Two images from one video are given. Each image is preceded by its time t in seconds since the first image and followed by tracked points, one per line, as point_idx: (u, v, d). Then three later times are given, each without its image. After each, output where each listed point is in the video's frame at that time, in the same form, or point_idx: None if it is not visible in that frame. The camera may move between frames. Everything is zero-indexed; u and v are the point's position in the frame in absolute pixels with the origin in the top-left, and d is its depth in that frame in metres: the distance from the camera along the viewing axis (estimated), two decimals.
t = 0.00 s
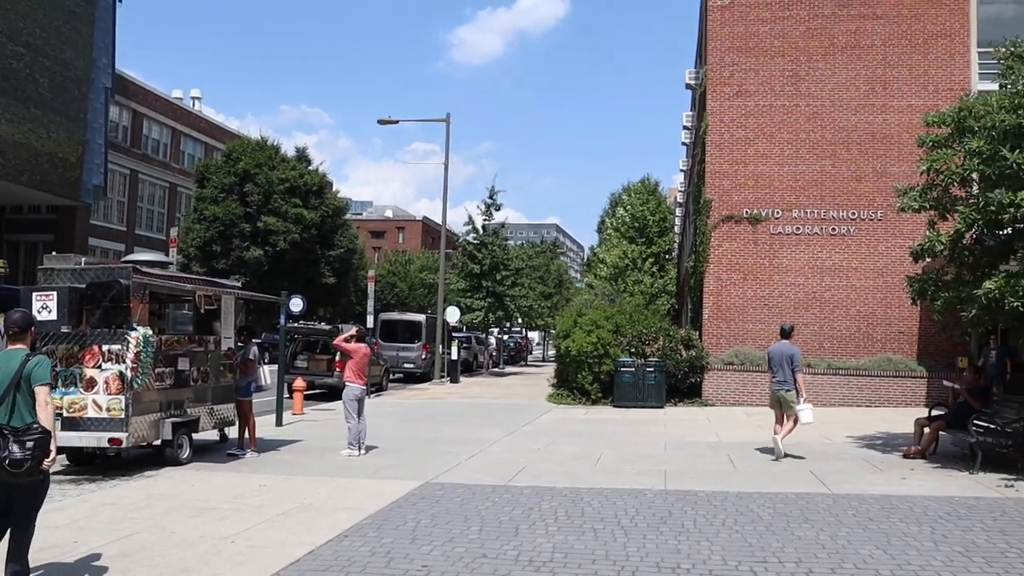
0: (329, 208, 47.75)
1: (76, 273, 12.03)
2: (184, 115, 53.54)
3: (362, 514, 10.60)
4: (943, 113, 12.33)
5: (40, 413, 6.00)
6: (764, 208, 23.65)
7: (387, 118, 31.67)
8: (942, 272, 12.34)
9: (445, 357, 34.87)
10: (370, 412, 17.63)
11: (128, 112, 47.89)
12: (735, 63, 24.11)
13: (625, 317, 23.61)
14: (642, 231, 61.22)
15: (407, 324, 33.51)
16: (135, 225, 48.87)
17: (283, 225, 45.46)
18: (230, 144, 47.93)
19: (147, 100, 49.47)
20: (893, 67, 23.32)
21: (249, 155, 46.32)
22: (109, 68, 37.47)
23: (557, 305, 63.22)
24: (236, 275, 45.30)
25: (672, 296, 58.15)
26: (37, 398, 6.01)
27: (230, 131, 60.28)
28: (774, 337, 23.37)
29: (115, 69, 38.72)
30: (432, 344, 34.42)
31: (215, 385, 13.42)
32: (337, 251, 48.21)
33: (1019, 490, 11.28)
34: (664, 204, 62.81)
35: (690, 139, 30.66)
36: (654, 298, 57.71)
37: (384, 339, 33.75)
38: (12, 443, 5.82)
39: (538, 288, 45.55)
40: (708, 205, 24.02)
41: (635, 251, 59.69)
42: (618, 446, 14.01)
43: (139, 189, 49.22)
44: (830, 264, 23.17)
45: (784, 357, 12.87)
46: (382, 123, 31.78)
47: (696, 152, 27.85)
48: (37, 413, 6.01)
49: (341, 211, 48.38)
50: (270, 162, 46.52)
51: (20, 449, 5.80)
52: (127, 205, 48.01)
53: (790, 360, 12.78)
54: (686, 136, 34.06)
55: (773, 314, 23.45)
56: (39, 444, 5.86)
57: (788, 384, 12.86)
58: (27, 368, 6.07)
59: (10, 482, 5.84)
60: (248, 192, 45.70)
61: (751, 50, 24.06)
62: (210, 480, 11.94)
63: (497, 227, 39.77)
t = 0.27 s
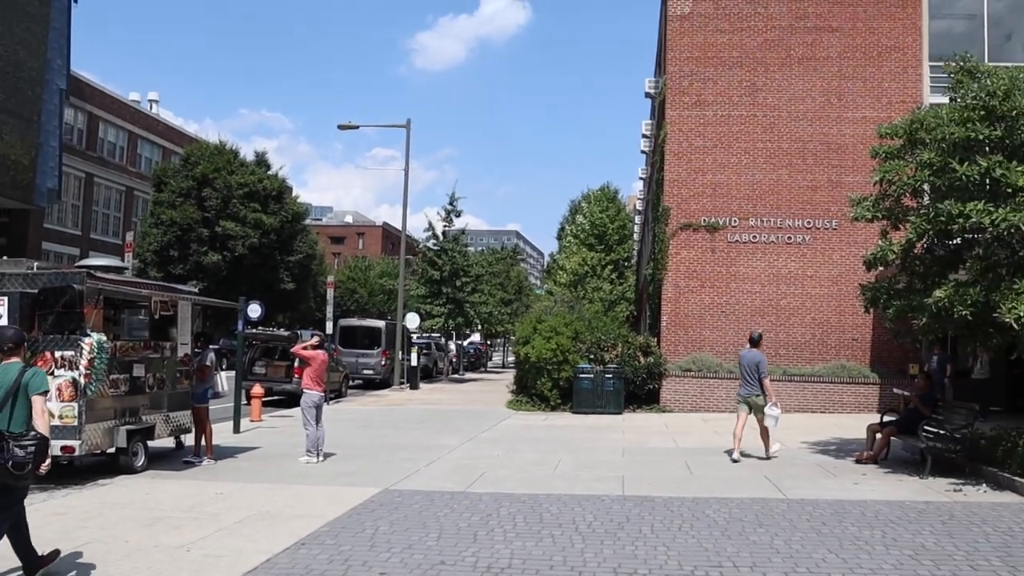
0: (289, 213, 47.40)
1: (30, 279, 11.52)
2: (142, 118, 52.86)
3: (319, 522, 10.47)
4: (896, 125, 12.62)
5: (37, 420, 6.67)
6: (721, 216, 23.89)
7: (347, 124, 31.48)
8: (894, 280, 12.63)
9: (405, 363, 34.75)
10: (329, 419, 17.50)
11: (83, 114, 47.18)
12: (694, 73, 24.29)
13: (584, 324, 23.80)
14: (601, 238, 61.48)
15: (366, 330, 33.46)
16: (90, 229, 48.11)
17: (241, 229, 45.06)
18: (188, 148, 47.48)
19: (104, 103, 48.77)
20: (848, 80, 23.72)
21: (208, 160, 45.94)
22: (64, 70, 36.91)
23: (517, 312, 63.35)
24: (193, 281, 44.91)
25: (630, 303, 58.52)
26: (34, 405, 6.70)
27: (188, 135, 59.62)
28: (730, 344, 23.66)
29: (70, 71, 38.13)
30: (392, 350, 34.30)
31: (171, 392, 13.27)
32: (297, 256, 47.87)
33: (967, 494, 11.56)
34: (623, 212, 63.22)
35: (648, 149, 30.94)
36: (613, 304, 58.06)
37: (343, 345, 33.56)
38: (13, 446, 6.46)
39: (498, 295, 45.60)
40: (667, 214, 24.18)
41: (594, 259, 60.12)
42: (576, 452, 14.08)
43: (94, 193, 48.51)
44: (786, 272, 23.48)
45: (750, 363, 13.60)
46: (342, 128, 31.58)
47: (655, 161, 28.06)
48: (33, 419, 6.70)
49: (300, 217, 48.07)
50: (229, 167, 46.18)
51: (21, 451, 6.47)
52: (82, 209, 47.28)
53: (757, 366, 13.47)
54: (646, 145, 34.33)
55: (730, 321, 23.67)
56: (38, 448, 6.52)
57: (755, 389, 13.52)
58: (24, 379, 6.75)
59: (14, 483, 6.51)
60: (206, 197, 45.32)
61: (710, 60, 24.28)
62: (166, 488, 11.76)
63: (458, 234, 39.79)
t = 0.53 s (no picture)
0: (248, 217, 47.01)
1: None
2: (98, 120, 52.13)
3: (276, 529, 10.30)
4: (851, 135, 12.84)
5: (29, 416, 6.90)
6: (680, 223, 24.05)
7: (306, 128, 31.25)
8: (848, 288, 12.94)
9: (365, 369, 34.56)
10: (287, 425, 17.36)
11: (37, 116, 46.42)
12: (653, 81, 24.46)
13: (545, 330, 23.79)
14: (561, 245, 61.97)
15: (326, 336, 33.32)
16: (43, 233, 47.27)
17: (199, 234, 44.64)
18: (144, 152, 46.93)
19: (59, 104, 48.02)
20: (804, 90, 24.10)
21: (165, 163, 45.49)
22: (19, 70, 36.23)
23: (478, 318, 63.43)
24: (151, 285, 44.34)
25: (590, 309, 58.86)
26: (25, 402, 6.91)
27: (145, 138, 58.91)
28: (688, 350, 23.73)
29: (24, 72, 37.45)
30: (351, 356, 34.10)
31: (126, 399, 13.05)
32: (256, 261, 47.46)
33: (919, 498, 11.79)
34: (584, 219, 63.69)
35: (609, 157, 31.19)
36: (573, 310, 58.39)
37: (303, 350, 33.34)
38: (9, 445, 6.75)
39: (458, 301, 45.56)
40: (626, 221, 24.27)
41: (554, 265, 60.43)
42: (536, 458, 14.13)
43: (48, 196, 47.72)
44: (743, 279, 23.73)
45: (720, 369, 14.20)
46: (302, 132, 31.35)
47: (614, 169, 28.23)
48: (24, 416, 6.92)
49: (259, 222, 47.58)
50: (187, 170, 45.77)
51: (18, 449, 6.76)
52: (35, 212, 46.47)
53: (727, 370, 14.02)
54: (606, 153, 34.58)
55: (688, 328, 23.78)
56: (33, 445, 6.84)
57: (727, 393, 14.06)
58: (14, 376, 6.94)
59: (11, 478, 6.78)
60: (163, 201, 44.89)
61: (669, 69, 24.46)
62: (120, 496, 11.54)
63: (418, 239, 39.76)
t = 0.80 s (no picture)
0: (207, 221, 46.55)
1: None
2: (54, 122, 51.34)
3: (233, 537, 10.12)
4: (807, 143, 13.05)
5: (17, 430, 7.43)
6: (641, 230, 24.19)
7: (267, 133, 30.99)
8: (805, 294, 13.14)
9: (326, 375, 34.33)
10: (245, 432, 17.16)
11: None
12: (614, 88, 24.58)
13: (505, 336, 23.87)
14: (522, 251, 62.10)
15: (286, 342, 33.09)
16: None
17: (157, 238, 44.21)
18: (101, 155, 46.31)
19: (14, 106, 47.22)
20: (763, 99, 24.40)
21: (123, 166, 44.98)
22: None
23: (440, 323, 63.26)
24: (107, 290, 43.64)
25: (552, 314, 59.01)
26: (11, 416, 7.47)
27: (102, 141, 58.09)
28: (648, 356, 23.87)
29: None
30: (311, 362, 33.94)
31: (81, 405, 12.74)
32: (215, 266, 46.98)
33: (875, 501, 11.96)
34: (545, 225, 63.89)
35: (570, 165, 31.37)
36: (535, 316, 58.48)
37: (262, 357, 33.04)
38: None
39: (419, 307, 45.41)
40: (588, 227, 24.36)
41: (515, 271, 60.61)
42: (497, 464, 14.14)
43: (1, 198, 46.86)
44: (703, 286, 23.92)
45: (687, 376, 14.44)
46: (262, 137, 31.08)
47: (575, 175, 28.31)
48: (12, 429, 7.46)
49: (219, 226, 47.34)
50: (145, 173, 45.33)
51: (9, 461, 7.18)
52: None
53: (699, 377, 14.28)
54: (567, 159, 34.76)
55: (648, 334, 23.90)
56: (23, 455, 7.29)
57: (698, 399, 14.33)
58: None
59: (4, 489, 7.22)
60: (121, 204, 44.33)
61: (630, 76, 24.62)
62: (73, 505, 11.30)
63: (379, 245, 39.64)
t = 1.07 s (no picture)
0: (168, 226, 46.10)
1: None
2: (10, 125, 50.53)
3: (192, 545, 9.96)
4: (769, 150, 13.20)
5: (6, 429, 7.77)
6: (604, 236, 24.29)
7: (229, 137, 30.69)
8: (766, 300, 13.28)
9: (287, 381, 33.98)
10: (204, 439, 16.95)
11: None
12: (578, 95, 24.68)
13: (470, 342, 23.79)
14: (486, 257, 62.17)
15: (247, 348, 32.83)
16: None
17: (117, 243, 43.65)
18: (58, 158, 45.66)
19: None
20: (725, 106, 24.66)
21: (82, 170, 44.43)
22: None
23: (404, 329, 63.06)
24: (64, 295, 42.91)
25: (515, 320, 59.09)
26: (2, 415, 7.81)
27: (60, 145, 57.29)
28: (611, 362, 23.95)
29: None
30: (273, 368, 33.67)
31: (35, 413, 12.42)
32: (176, 271, 46.50)
33: (835, 505, 12.10)
34: (509, 231, 64.05)
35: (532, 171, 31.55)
36: (499, 322, 58.51)
37: (223, 363, 32.75)
38: None
39: (382, 313, 45.23)
40: (551, 233, 24.41)
41: (479, 277, 60.64)
42: (460, 470, 14.13)
43: None
44: (666, 292, 24.08)
45: (677, 379, 14.40)
46: (223, 141, 30.80)
47: (539, 181, 28.39)
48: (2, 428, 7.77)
49: (180, 230, 46.87)
50: (104, 177, 44.88)
51: None
52: None
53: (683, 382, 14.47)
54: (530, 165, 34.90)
55: (611, 340, 23.99)
56: (11, 453, 7.42)
57: (675, 403, 14.60)
58: None
59: None
60: (80, 208, 43.80)
61: (594, 83, 24.74)
62: (26, 515, 11.05)
63: (343, 250, 39.45)
